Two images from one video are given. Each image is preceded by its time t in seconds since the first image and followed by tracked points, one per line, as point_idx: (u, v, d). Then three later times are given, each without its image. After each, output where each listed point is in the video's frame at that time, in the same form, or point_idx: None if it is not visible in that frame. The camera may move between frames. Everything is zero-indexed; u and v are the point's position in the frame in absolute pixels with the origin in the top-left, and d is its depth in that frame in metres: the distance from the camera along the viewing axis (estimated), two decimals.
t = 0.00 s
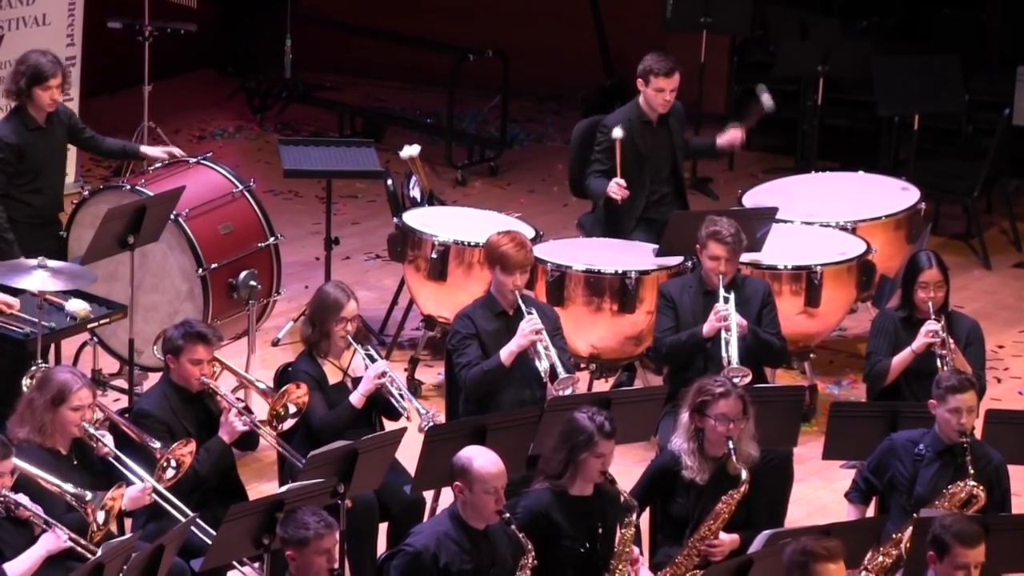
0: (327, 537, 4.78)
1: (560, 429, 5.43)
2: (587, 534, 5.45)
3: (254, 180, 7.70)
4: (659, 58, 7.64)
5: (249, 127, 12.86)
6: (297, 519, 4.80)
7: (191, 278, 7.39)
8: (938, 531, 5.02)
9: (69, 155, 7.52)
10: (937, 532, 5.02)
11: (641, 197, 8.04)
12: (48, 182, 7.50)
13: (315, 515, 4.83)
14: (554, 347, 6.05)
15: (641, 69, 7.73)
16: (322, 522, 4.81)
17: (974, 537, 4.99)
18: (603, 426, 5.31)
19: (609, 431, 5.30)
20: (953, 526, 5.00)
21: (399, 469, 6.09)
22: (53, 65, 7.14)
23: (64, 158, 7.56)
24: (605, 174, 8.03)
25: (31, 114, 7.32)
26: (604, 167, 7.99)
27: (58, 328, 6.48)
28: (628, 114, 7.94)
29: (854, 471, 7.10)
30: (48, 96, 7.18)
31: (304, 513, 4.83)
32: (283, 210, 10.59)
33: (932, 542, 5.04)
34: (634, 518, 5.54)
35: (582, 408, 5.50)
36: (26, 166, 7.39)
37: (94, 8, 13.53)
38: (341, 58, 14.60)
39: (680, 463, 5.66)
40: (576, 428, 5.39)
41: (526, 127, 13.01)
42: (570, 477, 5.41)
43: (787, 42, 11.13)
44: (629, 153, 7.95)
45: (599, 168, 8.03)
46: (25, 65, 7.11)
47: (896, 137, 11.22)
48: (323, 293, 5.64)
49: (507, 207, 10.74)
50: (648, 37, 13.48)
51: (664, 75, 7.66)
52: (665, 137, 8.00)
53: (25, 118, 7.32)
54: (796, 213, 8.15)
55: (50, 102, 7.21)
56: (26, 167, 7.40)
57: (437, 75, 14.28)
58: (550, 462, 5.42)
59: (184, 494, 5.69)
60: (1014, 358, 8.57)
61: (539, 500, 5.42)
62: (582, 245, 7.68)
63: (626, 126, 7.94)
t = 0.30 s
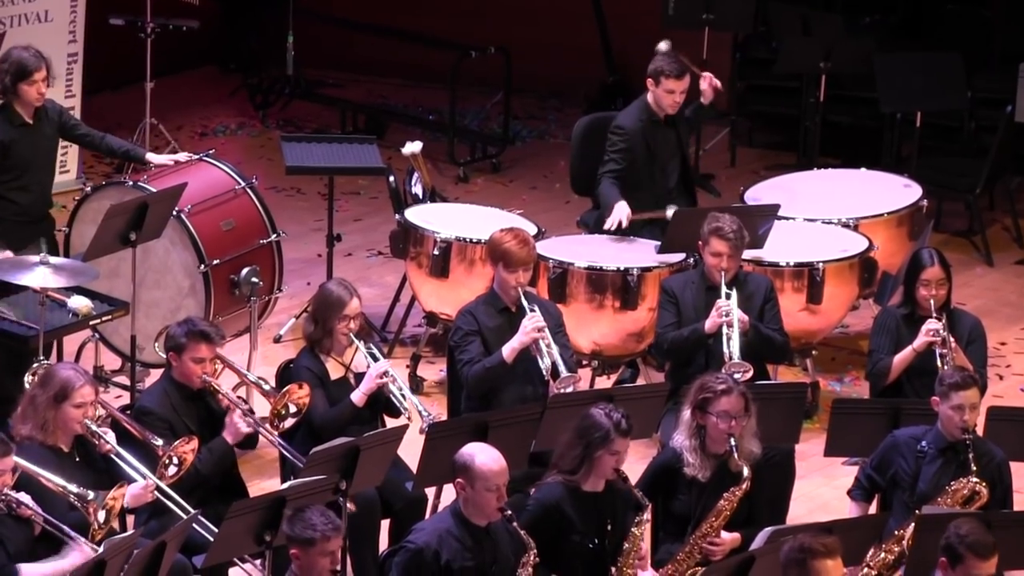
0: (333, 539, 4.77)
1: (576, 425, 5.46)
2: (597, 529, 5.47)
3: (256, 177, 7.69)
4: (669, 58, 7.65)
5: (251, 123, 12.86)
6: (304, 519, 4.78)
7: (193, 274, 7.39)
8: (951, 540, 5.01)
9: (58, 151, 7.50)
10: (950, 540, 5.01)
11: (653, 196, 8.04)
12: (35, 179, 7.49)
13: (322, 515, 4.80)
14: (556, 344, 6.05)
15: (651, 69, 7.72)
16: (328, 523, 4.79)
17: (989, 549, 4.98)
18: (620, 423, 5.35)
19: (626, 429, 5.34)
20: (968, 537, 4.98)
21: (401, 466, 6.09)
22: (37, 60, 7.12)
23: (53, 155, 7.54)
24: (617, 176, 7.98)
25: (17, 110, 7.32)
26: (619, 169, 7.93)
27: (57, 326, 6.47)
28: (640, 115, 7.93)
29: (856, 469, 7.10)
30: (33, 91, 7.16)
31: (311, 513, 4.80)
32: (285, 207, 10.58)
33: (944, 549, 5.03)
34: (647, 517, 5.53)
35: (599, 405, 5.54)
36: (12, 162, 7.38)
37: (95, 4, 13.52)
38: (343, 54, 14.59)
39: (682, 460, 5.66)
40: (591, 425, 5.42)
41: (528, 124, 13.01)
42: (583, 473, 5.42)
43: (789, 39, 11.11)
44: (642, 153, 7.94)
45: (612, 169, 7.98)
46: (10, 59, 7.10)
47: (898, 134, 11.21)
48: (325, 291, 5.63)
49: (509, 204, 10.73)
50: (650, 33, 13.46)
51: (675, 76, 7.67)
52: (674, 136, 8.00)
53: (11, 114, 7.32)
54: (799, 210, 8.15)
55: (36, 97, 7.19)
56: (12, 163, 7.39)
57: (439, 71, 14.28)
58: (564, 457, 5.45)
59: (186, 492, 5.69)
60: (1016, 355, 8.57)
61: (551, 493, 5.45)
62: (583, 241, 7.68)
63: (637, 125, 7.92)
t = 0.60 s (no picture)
0: (342, 543, 4.78)
1: (586, 427, 5.46)
2: (603, 530, 5.49)
3: (260, 176, 7.71)
4: (678, 59, 7.65)
5: (253, 121, 12.86)
6: (314, 521, 4.78)
7: (196, 272, 7.39)
8: (955, 540, 5.01)
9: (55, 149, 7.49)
10: (955, 540, 5.01)
11: (661, 196, 8.07)
12: (30, 177, 7.48)
13: (331, 518, 4.81)
14: (559, 344, 6.05)
15: (658, 70, 7.72)
16: (338, 526, 4.79)
17: (993, 549, 4.98)
18: (631, 424, 5.35)
19: (638, 430, 5.34)
20: (973, 538, 4.99)
21: (404, 464, 6.09)
22: (39, 59, 7.07)
23: (51, 152, 7.54)
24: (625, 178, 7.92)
25: (15, 108, 7.32)
26: (629, 169, 7.89)
27: (61, 323, 6.46)
28: (647, 114, 7.91)
29: (859, 467, 7.10)
30: (33, 89, 7.11)
31: (321, 514, 4.81)
32: (288, 205, 10.59)
33: (948, 549, 5.04)
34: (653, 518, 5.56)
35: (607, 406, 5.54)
36: (7, 160, 7.37)
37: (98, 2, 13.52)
38: (345, 52, 14.58)
39: (685, 459, 5.66)
40: (602, 426, 5.41)
41: (531, 122, 13.01)
42: (593, 474, 5.42)
43: (792, 37, 11.10)
44: (650, 153, 7.93)
45: (621, 169, 7.93)
46: (10, 58, 7.05)
47: (901, 132, 11.21)
48: (328, 289, 5.62)
49: (512, 203, 10.73)
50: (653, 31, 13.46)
51: (684, 77, 7.66)
52: (680, 136, 8.00)
53: (9, 111, 7.32)
54: (802, 208, 8.14)
55: (36, 95, 7.14)
56: (7, 161, 7.38)
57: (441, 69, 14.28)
58: (574, 458, 5.44)
59: (188, 491, 5.69)
60: (1019, 353, 8.57)
61: (560, 493, 5.43)
62: (587, 240, 7.68)
63: (644, 126, 7.90)
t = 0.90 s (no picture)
0: (349, 535, 4.77)
1: (585, 418, 5.50)
2: (606, 521, 5.55)
3: (268, 169, 7.70)
4: (686, 52, 7.62)
5: (262, 115, 12.86)
6: (321, 513, 4.78)
7: (205, 265, 7.40)
8: (958, 529, 5.01)
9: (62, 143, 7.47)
10: (957, 530, 5.01)
11: (668, 191, 8.09)
12: (36, 170, 7.46)
13: (338, 510, 4.80)
14: (565, 338, 6.05)
15: (666, 63, 7.69)
16: (344, 519, 4.79)
17: (995, 539, 4.98)
18: (630, 415, 5.40)
19: (636, 420, 5.39)
20: (974, 526, 4.98)
21: (411, 458, 6.09)
22: (52, 54, 7.07)
23: (60, 146, 7.52)
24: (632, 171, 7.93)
25: (23, 102, 7.28)
26: (637, 162, 7.90)
27: (69, 317, 6.47)
28: (655, 108, 7.89)
29: (867, 461, 7.09)
30: (45, 84, 7.11)
31: (327, 507, 4.80)
32: (296, 199, 10.59)
33: (951, 539, 5.04)
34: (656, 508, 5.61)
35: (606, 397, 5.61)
36: (14, 152, 7.36)
37: None
38: (353, 47, 14.58)
39: (692, 452, 5.67)
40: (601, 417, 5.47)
41: (539, 117, 13.00)
42: (594, 466, 5.47)
43: (799, 31, 11.08)
44: (657, 147, 7.94)
45: (628, 163, 7.93)
46: (22, 52, 7.07)
47: (909, 126, 11.19)
48: (336, 282, 5.61)
49: (520, 196, 10.73)
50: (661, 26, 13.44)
51: (692, 69, 7.63)
52: (688, 131, 7.99)
53: (17, 104, 7.30)
54: (809, 203, 8.13)
55: (48, 90, 7.15)
56: (14, 154, 7.37)
57: (449, 64, 14.27)
58: (575, 450, 5.48)
59: (196, 483, 5.68)
60: None
61: (562, 486, 5.48)
62: (594, 233, 7.69)
63: (652, 119, 7.90)
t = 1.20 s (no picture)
0: (363, 507, 4.73)
1: (594, 395, 5.57)
2: (619, 497, 5.60)
3: (286, 144, 7.70)
4: (704, 26, 7.60)
5: (280, 90, 12.84)
6: (333, 487, 4.74)
7: (222, 239, 7.40)
8: (970, 501, 5.03)
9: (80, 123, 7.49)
10: (970, 502, 5.03)
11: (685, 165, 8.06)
12: (55, 147, 7.49)
13: (351, 483, 4.75)
14: (583, 313, 6.04)
15: (685, 36, 7.68)
16: (358, 491, 4.74)
17: (1008, 510, 5.00)
18: (638, 391, 5.45)
19: (644, 396, 5.45)
20: (987, 498, 5.00)
21: (429, 432, 6.09)
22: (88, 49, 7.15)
23: (76, 123, 7.54)
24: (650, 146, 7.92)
25: (49, 82, 7.29)
26: (654, 136, 7.88)
27: (87, 291, 6.48)
28: (673, 82, 7.86)
29: (884, 436, 7.10)
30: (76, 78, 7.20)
31: (340, 481, 4.76)
32: (315, 174, 10.59)
33: (964, 511, 5.06)
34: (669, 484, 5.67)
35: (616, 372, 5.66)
36: (35, 130, 7.37)
37: None
38: (370, 22, 14.55)
39: (710, 427, 5.67)
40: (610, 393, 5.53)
41: (557, 92, 12.97)
42: (604, 443, 5.54)
43: (817, 6, 11.04)
44: (674, 121, 7.90)
45: (645, 137, 7.92)
46: (60, 42, 7.11)
47: (927, 102, 11.14)
48: (354, 257, 5.61)
49: (538, 171, 10.72)
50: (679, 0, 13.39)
51: (709, 43, 7.61)
52: (705, 105, 7.96)
53: (41, 82, 7.30)
54: (828, 177, 8.11)
55: (75, 80, 7.25)
56: (34, 131, 7.38)
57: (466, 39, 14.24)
58: (585, 427, 5.56)
59: (214, 457, 5.69)
60: None
61: (573, 464, 5.54)
62: (613, 208, 7.68)
63: (669, 93, 7.86)
